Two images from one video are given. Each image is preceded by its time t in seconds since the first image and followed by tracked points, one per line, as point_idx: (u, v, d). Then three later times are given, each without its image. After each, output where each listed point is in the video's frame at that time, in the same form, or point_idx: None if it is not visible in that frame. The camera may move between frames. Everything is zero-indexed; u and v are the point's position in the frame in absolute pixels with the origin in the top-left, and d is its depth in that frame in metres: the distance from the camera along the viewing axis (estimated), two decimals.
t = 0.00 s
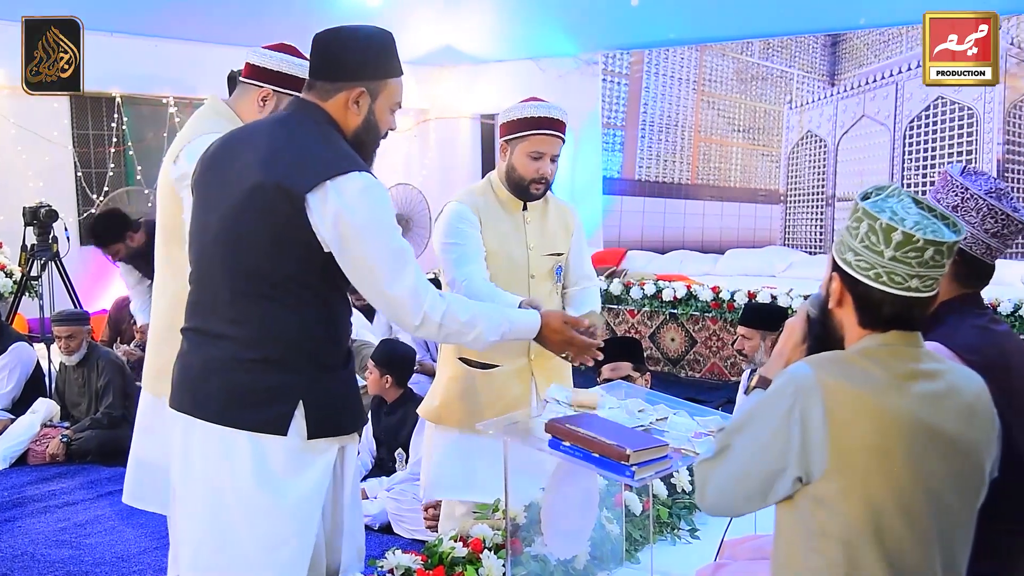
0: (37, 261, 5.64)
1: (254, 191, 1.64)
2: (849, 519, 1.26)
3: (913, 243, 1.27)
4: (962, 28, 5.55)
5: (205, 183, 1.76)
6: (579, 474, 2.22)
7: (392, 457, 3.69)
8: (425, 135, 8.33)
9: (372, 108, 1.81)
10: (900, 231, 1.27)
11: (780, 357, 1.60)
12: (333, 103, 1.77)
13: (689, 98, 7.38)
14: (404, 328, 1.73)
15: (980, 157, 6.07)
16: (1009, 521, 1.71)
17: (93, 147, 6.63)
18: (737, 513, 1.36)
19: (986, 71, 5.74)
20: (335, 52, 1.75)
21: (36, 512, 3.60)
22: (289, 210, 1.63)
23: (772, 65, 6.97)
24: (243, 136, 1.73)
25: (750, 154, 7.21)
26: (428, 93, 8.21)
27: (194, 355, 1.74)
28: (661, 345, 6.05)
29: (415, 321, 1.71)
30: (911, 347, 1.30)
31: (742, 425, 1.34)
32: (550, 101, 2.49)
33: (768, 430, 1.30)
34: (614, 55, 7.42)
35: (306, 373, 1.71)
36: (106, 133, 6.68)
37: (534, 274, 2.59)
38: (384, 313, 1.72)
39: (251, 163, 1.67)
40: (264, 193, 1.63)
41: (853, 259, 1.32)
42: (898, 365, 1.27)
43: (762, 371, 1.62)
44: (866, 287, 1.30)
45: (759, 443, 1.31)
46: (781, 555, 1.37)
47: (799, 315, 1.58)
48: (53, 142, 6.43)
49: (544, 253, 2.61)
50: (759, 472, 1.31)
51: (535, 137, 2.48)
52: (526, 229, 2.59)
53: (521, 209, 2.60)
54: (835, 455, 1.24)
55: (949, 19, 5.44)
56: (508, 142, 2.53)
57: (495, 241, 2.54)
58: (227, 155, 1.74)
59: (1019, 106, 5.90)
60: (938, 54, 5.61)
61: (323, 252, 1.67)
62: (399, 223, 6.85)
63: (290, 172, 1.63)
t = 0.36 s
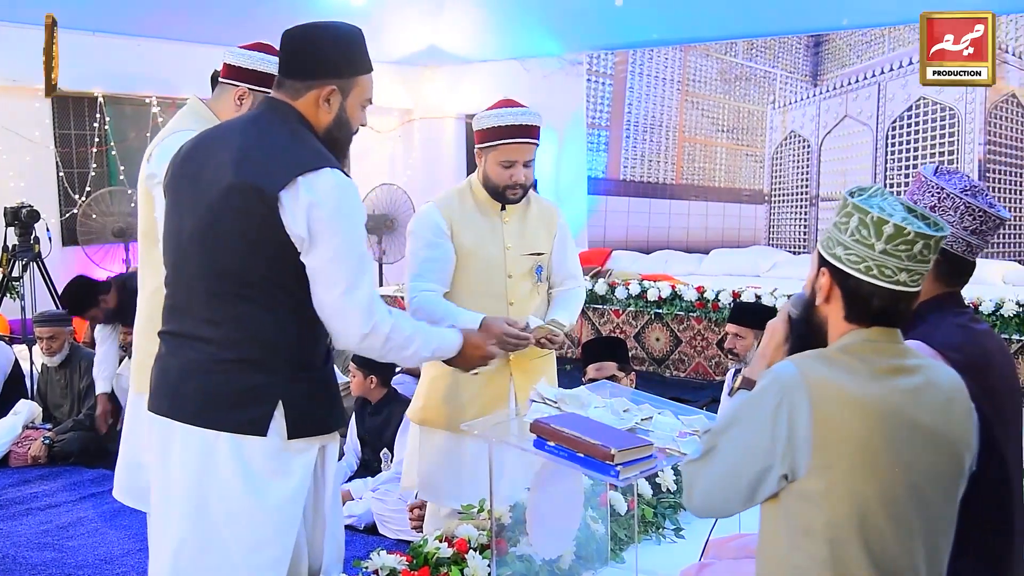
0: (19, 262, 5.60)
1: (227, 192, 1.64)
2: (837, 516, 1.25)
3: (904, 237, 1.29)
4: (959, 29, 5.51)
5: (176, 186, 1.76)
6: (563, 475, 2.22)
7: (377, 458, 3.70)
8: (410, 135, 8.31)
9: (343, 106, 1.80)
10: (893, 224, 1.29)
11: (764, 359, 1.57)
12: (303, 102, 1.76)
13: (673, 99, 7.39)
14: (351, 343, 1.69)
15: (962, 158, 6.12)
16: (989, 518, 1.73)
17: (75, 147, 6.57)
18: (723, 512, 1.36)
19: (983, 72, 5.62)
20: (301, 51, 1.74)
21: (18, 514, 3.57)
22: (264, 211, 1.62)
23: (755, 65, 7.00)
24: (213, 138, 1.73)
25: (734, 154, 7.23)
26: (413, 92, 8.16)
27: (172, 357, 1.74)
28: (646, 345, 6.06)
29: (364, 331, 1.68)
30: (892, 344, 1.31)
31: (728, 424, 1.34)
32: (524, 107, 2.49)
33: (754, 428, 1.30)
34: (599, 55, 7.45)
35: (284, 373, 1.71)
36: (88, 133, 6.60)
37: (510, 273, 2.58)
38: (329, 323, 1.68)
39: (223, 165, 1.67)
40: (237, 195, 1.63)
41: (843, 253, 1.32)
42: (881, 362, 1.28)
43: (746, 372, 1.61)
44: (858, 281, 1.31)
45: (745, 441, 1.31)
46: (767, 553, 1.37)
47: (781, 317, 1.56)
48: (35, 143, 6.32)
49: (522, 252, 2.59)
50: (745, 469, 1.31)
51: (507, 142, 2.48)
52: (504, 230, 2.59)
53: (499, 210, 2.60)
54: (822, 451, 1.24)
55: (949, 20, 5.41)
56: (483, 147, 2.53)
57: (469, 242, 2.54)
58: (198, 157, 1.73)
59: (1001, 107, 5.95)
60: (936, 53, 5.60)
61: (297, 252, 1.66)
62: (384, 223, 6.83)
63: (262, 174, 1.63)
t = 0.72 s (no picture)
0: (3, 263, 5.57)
1: (193, 192, 1.67)
2: (828, 517, 1.26)
3: (898, 237, 1.30)
4: (947, 27, 5.04)
5: (138, 192, 1.78)
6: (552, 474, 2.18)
7: (366, 457, 3.69)
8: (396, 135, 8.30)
9: (304, 102, 1.81)
10: (887, 224, 1.30)
11: (747, 363, 1.56)
12: (264, 99, 1.77)
13: (660, 99, 7.41)
14: (303, 337, 1.69)
15: (947, 158, 6.15)
16: (972, 517, 1.74)
17: (61, 147, 6.47)
18: (714, 516, 1.35)
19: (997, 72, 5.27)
20: (259, 48, 1.74)
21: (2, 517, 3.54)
22: (230, 208, 1.65)
23: (742, 66, 7.02)
24: (173, 139, 1.75)
25: (721, 155, 7.26)
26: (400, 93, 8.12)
27: (142, 358, 1.75)
28: (634, 345, 6.07)
29: (316, 321, 1.69)
30: (881, 345, 1.31)
31: (719, 427, 1.33)
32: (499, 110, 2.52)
33: (745, 428, 1.29)
34: (587, 55, 7.46)
35: (256, 371, 1.72)
36: (73, 133, 6.53)
37: (481, 273, 2.57)
38: (283, 315, 1.69)
39: (185, 165, 1.69)
40: (202, 193, 1.66)
41: (836, 254, 1.32)
42: (871, 362, 1.29)
43: (728, 376, 1.57)
44: (851, 282, 1.31)
45: (737, 443, 1.30)
46: (756, 556, 1.36)
47: (762, 320, 1.57)
48: (21, 143, 6.20)
49: (495, 252, 2.58)
50: (736, 468, 1.30)
51: (476, 146, 2.51)
52: (477, 230, 2.59)
53: (473, 211, 2.61)
54: (814, 452, 1.25)
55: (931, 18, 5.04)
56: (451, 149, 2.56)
57: (441, 242, 2.57)
58: (159, 160, 1.75)
59: (985, 107, 5.98)
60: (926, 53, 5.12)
61: (264, 247, 1.69)
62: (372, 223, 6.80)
63: (225, 171, 1.66)
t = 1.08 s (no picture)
0: None
1: (161, 191, 1.69)
2: (827, 521, 1.25)
3: (892, 243, 1.30)
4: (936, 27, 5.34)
5: (106, 194, 1.80)
6: (541, 475, 2.17)
7: (357, 457, 3.67)
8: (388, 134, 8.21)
9: (265, 100, 1.84)
10: (882, 230, 1.31)
11: (731, 366, 1.50)
12: (227, 97, 1.80)
13: (652, 99, 7.42)
14: (282, 329, 1.73)
15: (938, 158, 6.18)
16: (963, 515, 1.74)
17: (51, 147, 6.44)
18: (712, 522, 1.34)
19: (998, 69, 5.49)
20: (222, 46, 1.77)
21: None
22: (198, 203, 1.68)
23: (734, 65, 7.04)
24: (140, 141, 1.78)
25: (713, 154, 7.27)
26: (393, 93, 8.14)
27: (116, 355, 1.77)
28: (626, 345, 6.07)
29: (297, 313, 1.73)
30: (872, 347, 1.31)
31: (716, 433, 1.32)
32: (479, 113, 2.54)
33: (741, 432, 1.28)
34: (578, 55, 7.48)
35: (228, 365, 1.74)
36: (64, 133, 6.51)
37: (458, 272, 2.58)
38: (261, 310, 1.72)
39: (152, 164, 1.72)
40: (169, 191, 1.69)
41: (830, 259, 1.31)
42: (865, 364, 1.28)
43: (712, 382, 1.52)
44: (846, 287, 1.31)
45: (734, 448, 1.29)
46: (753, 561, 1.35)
47: (744, 324, 1.54)
48: (10, 143, 6.20)
49: (474, 252, 2.58)
50: (733, 473, 1.29)
51: (449, 148, 2.53)
52: (456, 231, 2.60)
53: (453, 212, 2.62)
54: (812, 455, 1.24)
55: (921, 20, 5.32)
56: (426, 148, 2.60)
57: (419, 243, 2.60)
58: (126, 161, 1.78)
59: (976, 108, 6.01)
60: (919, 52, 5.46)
61: (234, 245, 1.71)
62: (364, 223, 6.80)
63: (191, 167, 1.69)
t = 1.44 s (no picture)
0: None
1: (143, 191, 1.70)
2: (827, 525, 1.25)
3: (890, 247, 1.30)
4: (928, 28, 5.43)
5: (88, 195, 1.81)
6: (538, 474, 2.20)
7: (352, 458, 3.68)
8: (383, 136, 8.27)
9: (248, 104, 1.86)
10: (880, 235, 1.30)
11: (716, 369, 1.44)
12: (210, 101, 1.81)
13: (647, 99, 7.42)
14: (265, 329, 1.75)
15: (933, 158, 6.20)
16: (958, 513, 1.75)
17: (46, 147, 6.42)
18: (711, 531, 1.33)
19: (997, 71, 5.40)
20: (208, 51, 1.78)
21: None
22: (180, 204, 1.69)
23: (729, 66, 7.06)
24: (122, 143, 1.78)
25: (708, 155, 7.28)
26: (388, 94, 8.14)
27: (98, 355, 1.78)
28: (621, 345, 6.08)
29: (279, 315, 1.75)
30: (867, 349, 1.31)
31: (713, 440, 1.30)
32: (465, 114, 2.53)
33: (740, 439, 1.27)
34: (574, 55, 7.47)
35: (209, 364, 1.76)
36: (58, 133, 6.49)
37: (446, 273, 2.58)
38: (244, 310, 1.74)
39: (134, 165, 1.73)
40: (151, 191, 1.70)
41: (828, 263, 1.30)
42: (860, 366, 1.28)
43: (698, 386, 1.46)
44: (845, 292, 1.30)
45: (732, 456, 1.28)
46: (750, 566, 1.34)
47: (727, 326, 1.47)
48: (5, 143, 6.15)
49: (462, 252, 2.58)
50: (732, 482, 1.28)
51: (435, 148, 2.51)
52: (445, 231, 2.60)
53: (443, 212, 2.62)
54: (811, 460, 1.23)
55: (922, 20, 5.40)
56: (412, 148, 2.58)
57: (409, 243, 2.63)
58: (108, 162, 1.78)
59: (970, 108, 6.02)
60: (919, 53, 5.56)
61: (213, 243, 1.72)
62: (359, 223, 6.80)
63: (172, 168, 1.70)
